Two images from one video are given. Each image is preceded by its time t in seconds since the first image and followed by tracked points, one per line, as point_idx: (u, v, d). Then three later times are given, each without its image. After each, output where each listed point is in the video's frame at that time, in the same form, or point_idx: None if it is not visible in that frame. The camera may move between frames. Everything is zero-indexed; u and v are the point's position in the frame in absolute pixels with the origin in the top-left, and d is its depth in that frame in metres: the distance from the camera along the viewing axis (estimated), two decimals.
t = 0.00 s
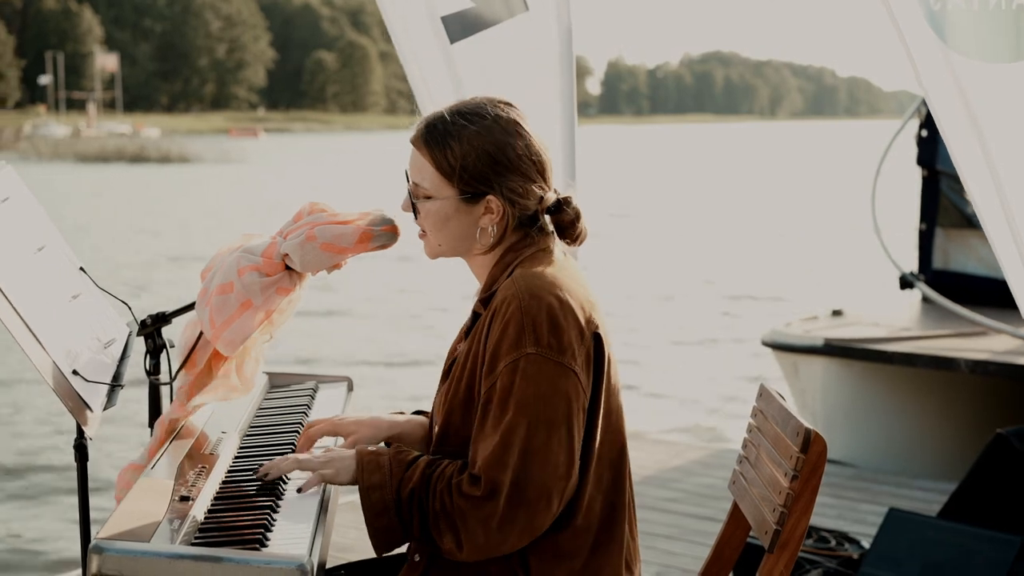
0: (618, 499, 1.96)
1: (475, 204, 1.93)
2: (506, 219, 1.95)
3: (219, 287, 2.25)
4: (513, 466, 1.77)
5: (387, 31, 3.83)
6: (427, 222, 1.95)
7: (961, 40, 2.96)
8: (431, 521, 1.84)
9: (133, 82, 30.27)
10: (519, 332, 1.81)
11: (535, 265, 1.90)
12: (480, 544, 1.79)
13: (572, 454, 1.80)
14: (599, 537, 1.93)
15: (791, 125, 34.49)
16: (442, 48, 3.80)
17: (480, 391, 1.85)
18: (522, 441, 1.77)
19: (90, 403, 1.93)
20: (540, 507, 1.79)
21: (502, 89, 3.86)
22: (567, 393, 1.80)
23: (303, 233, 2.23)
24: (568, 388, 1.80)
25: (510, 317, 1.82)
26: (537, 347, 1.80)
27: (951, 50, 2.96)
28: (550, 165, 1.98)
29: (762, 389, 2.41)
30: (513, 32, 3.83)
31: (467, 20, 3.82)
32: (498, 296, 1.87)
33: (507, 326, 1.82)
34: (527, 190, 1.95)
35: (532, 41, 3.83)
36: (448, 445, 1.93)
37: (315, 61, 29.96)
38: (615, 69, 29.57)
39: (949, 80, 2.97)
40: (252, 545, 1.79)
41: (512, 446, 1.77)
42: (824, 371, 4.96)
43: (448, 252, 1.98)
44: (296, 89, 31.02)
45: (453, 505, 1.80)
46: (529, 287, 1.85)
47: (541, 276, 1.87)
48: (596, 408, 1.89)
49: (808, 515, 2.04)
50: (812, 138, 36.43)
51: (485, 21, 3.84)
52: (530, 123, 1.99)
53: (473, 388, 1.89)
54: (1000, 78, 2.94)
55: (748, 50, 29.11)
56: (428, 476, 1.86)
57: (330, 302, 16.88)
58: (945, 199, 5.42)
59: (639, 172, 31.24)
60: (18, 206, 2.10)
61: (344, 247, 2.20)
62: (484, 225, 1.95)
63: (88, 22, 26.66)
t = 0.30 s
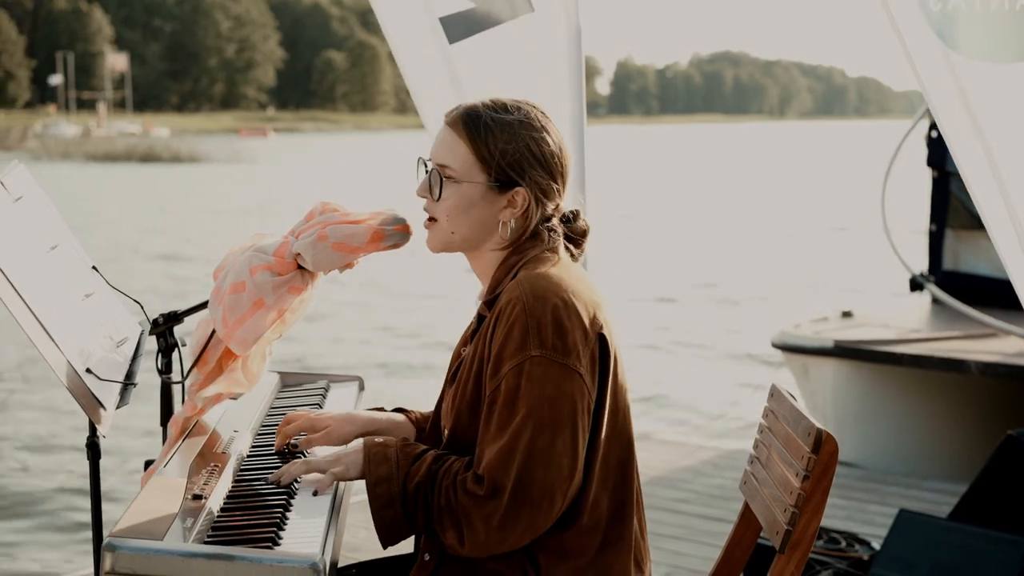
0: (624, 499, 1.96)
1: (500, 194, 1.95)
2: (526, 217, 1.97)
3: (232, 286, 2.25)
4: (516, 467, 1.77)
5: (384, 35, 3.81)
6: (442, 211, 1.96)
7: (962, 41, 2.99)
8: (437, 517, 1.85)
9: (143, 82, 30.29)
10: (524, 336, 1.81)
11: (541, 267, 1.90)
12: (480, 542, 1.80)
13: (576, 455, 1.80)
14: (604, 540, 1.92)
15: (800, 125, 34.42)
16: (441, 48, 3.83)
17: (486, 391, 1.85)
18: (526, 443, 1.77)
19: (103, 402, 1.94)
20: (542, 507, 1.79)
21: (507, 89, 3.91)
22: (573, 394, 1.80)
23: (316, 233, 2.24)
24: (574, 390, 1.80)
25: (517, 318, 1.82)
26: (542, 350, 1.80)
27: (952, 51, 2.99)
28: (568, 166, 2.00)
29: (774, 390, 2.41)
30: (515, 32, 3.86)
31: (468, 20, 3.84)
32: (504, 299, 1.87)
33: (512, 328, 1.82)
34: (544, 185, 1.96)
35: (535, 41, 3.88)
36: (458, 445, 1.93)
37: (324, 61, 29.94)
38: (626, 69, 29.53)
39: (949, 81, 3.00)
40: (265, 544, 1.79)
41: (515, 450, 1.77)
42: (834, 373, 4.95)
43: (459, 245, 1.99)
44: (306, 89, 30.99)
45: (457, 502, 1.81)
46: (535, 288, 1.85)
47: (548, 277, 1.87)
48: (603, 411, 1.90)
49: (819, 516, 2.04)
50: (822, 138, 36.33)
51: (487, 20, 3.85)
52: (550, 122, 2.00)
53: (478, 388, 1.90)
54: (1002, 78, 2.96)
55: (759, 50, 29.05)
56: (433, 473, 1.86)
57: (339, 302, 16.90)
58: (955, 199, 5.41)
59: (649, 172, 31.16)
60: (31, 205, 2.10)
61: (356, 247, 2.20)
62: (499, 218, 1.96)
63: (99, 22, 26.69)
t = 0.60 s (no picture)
0: (628, 497, 1.96)
1: (502, 190, 1.96)
2: (529, 214, 1.98)
3: (240, 288, 2.26)
4: (522, 468, 1.78)
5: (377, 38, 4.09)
6: (447, 204, 1.98)
7: (962, 47, 3.02)
8: (442, 518, 1.86)
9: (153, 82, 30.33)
10: (530, 335, 1.81)
11: (543, 267, 1.91)
12: (487, 543, 1.80)
13: (582, 455, 1.81)
14: (610, 540, 1.93)
15: (808, 125, 34.42)
16: (437, 50, 4.10)
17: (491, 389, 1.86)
18: (532, 441, 1.78)
19: (111, 403, 1.95)
20: (548, 508, 1.79)
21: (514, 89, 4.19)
22: (579, 395, 1.80)
23: (323, 235, 2.24)
24: (580, 390, 1.80)
25: (522, 316, 1.83)
26: (548, 349, 1.81)
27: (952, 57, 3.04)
28: (574, 167, 2.01)
29: (780, 391, 2.41)
30: (518, 34, 4.16)
31: (466, 22, 4.12)
32: (509, 298, 1.87)
33: (517, 330, 1.83)
34: (551, 183, 1.97)
35: (539, 42, 4.19)
36: (462, 446, 1.94)
37: (334, 61, 29.93)
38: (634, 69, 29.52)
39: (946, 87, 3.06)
40: (274, 545, 1.80)
41: (521, 450, 1.78)
42: (844, 374, 4.95)
43: (464, 242, 2.00)
44: (316, 89, 30.99)
45: (464, 503, 1.82)
46: (539, 287, 1.85)
47: (553, 277, 1.87)
48: (607, 410, 1.90)
49: (825, 517, 2.04)
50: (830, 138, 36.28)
51: (489, 22, 4.15)
52: (557, 122, 2.01)
53: (483, 388, 1.90)
54: (996, 79, 3.02)
55: (767, 50, 29.07)
56: (440, 473, 1.87)
57: (348, 304, 16.91)
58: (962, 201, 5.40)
59: (657, 172, 31.18)
60: (39, 206, 2.11)
61: (364, 248, 2.21)
62: (504, 213, 1.97)
63: (109, 23, 26.77)
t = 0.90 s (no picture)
0: (633, 496, 1.96)
1: (513, 185, 1.96)
2: (539, 210, 1.98)
3: (250, 287, 2.26)
4: (531, 461, 1.78)
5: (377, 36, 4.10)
6: (460, 196, 1.98)
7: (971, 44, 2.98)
8: (453, 518, 1.86)
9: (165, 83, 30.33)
10: (537, 329, 1.82)
11: (550, 261, 1.91)
12: (498, 541, 1.80)
13: (591, 448, 1.81)
14: (617, 533, 1.93)
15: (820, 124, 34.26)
16: (439, 49, 4.15)
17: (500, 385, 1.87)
18: (542, 434, 1.78)
19: (121, 402, 1.96)
20: (558, 501, 1.79)
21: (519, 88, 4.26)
22: (587, 386, 1.80)
23: (332, 233, 2.24)
24: (588, 382, 1.80)
25: (531, 309, 1.83)
26: (555, 342, 1.81)
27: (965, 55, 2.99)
28: (581, 164, 2.02)
29: (789, 390, 2.41)
30: (522, 33, 4.23)
31: (471, 21, 4.18)
32: (516, 292, 1.88)
33: (525, 323, 1.83)
34: (562, 179, 1.98)
35: (547, 41, 4.27)
36: (470, 444, 1.94)
37: (344, 61, 29.87)
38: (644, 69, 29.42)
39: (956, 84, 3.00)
40: (283, 542, 1.80)
41: (530, 444, 1.78)
42: (854, 374, 4.94)
43: (476, 237, 2.00)
44: (326, 90, 30.92)
45: (475, 502, 1.82)
46: (545, 281, 1.85)
47: (561, 270, 1.87)
48: (615, 401, 1.90)
49: (834, 514, 2.04)
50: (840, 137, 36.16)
51: (493, 22, 4.21)
52: (565, 121, 2.03)
53: (493, 379, 1.90)
54: (1001, 77, 2.98)
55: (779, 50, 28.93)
56: (449, 476, 1.87)
57: (358, 305, 16.90)
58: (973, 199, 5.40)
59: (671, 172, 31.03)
60: (52, 206, 2.11)
61: (373, 247, 2.21)
62: (517, 205, 1.97)
63: (120, 24, 26.77)
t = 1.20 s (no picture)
0: (652, 495, 1.97)
1: (531, 179, 1.97)
2: (558, 206, 1.99)
3: (269, 286, 2.27)
4: (552, 458, 1.79)
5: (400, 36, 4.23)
6: (475, 190, 1.98)
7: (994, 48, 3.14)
8: (474, 518, 1.87)
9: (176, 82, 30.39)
10: (558, 324, 1.83)
11: (569, 258, 1.92)
12: (520, 539, 1.81)
13: (612, 445, 1.82)
14: (637, 530, 1.94)
15: (830, 124, 34.29)
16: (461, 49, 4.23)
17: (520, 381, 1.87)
18: (563, 431, 1.79)
19: (143, 401, 1.97)
20: (581, 499, 1.80)
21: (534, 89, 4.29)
22: (608, 382, 1.81)
23: (351, 233, 2.25)
24: (608, 378, 1.81)
25: (550, 306, 1.84)
26: (576, 338, 1.82)
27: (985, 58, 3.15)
28: (596, 162, 2.03)
29: (806, 390, 2.42)
30: (541, 35, 4.27)
31: (491, 22, 4.26)
32: (535, 289, 1.89)
33: (545, 320, 1.84)
34: (578, 173, 1.99)
35: (568, 41, 4.28)
36: (489, 442, 1.94)
37: (356, 61, 29.83)
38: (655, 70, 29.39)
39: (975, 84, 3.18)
40: (304, 542, 1.81)
41: (553, 441, 1.79)
42: (868, 375, 4.93)
43: (493, 234, 2.00)
44: (337, 89, 30.91)
45: (496, 500, 1.83)
46: (566, 278, 1.86)
47: (580, 267, 1.88)
48: (635, 396, 1.91)
49: (852, 517, 2.05)
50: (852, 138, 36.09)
51: (511, 23, 4.28)
52: (577, 120, 2.04)
53: (512, 377, 1.91)
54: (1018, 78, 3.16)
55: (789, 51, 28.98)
56: (470, 474, 1.88)
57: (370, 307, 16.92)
58: (987, 200, 5.39)
59: (681, 172, 31.07)
60: (72, 206, 2.12)
61: (392, 246, 2.22)
62: (532, 199, 1.98)
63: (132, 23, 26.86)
